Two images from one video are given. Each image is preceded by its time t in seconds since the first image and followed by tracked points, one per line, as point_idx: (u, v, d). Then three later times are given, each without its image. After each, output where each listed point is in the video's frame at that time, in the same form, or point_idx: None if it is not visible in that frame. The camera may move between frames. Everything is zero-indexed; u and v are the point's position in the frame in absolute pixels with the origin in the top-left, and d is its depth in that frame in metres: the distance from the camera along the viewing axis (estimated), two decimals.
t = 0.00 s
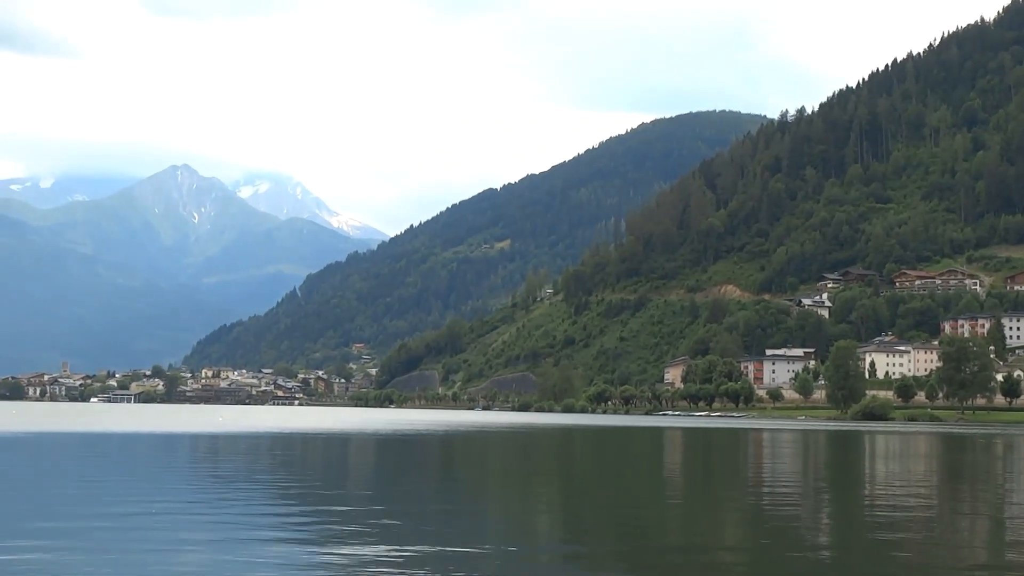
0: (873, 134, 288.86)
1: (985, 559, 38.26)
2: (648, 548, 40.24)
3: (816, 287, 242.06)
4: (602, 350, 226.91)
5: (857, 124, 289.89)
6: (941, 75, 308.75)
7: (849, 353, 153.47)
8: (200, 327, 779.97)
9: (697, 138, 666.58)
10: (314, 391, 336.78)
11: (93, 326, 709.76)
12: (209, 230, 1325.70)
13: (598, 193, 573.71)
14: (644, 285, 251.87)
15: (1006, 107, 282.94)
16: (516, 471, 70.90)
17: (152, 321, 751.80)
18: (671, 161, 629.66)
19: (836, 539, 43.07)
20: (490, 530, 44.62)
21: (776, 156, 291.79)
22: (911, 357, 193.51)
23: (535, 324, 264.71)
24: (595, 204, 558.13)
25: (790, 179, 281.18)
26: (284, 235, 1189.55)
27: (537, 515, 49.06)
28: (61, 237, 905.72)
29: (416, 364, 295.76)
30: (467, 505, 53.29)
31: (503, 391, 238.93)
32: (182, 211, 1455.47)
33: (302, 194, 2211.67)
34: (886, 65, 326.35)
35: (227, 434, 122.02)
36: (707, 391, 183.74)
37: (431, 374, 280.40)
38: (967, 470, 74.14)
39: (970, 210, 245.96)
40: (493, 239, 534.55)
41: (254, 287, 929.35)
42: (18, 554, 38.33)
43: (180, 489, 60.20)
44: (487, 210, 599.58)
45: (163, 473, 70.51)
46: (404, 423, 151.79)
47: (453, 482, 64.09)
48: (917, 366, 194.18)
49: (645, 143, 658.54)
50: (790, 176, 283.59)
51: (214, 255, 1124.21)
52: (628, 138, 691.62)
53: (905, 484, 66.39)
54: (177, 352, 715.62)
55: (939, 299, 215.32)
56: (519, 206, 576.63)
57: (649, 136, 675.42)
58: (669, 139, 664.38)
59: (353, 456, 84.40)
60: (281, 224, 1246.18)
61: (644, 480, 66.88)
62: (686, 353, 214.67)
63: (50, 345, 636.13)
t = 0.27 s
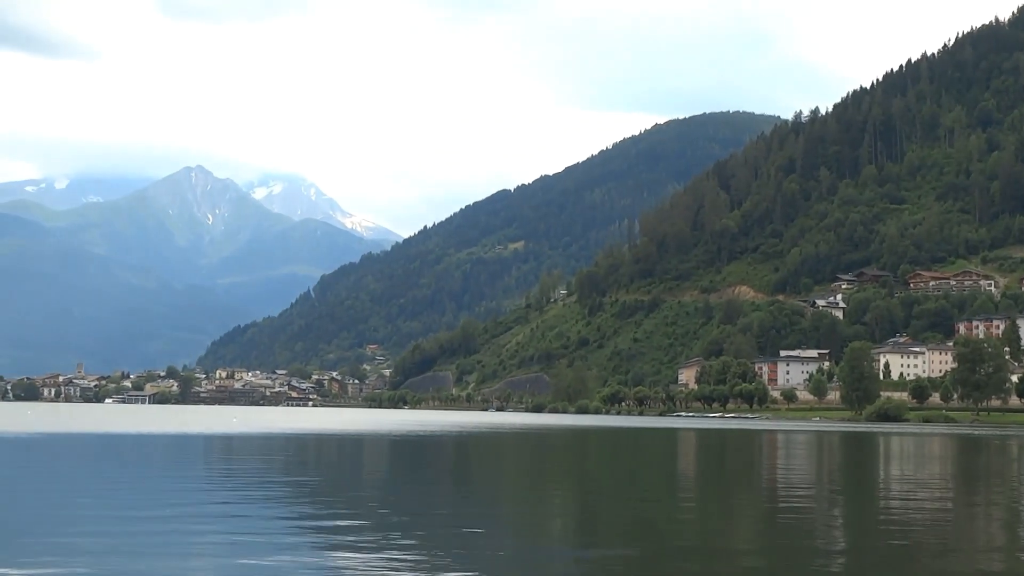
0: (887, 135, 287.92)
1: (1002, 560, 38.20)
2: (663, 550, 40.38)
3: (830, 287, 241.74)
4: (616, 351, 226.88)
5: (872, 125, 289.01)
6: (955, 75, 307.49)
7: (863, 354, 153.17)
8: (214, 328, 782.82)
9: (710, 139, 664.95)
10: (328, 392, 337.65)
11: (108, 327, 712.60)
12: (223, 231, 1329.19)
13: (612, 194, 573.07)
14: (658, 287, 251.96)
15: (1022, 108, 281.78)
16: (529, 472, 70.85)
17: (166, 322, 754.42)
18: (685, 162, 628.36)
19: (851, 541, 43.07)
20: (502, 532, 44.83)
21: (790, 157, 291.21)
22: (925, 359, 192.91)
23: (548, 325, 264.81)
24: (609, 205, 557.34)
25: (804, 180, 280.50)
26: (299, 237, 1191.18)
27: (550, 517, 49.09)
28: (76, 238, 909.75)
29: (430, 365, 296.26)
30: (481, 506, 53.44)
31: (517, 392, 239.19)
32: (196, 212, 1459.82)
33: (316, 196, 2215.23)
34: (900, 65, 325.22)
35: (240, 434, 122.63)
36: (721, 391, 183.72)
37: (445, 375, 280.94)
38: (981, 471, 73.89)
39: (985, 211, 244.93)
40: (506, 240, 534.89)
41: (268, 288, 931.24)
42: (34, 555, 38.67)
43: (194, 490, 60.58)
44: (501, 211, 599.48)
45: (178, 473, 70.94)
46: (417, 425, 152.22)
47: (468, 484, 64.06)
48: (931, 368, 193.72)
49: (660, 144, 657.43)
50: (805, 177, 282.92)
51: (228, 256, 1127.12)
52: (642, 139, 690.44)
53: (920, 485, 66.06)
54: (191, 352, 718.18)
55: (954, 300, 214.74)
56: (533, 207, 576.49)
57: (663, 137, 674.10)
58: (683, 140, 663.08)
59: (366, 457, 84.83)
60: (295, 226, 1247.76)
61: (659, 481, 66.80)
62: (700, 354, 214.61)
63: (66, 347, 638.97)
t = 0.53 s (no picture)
0: (902, 135, 286.90)
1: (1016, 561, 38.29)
2: (676, 550, 40.54)
3: (845, 288, 241.28)
4: (630, 352, 226.84)
5: (886, 125, 288.09)
6: (971, 75, 306.21)
7: (878, 355, 152.90)
8: (229, 330, 785.36)
9: (724, 139, 663.53)
10: (343, 394, 338.48)
11: (123, 329, 715.56)
12: (238, 232, 1332.64)
13: (626, 194, 572.44)
14: (672, 287, 251.84)
15: None
16: (543, 474, 70.68)
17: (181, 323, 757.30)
18: (699, 163, 627.11)
19: (866, 541, 43.18)
20: (515, 533, 44.99)
21: (804, 158, 290.64)
22: (941, 360, 192.33)
23: (563, 326, 264.88)
24: (623, 205, 556.61)
25: (819, 180, 279.86)
26: (313, 238, 1193.12)
27: (564, 518, 49.24)
28: (91, 239, 914.00)
29: (445, 366, 296.78)
30: (494, 507, 53.55)
31: (531, 393, 239.42)
32: (211, 214, 1464.00)
33: (330, 197, 2219.52)
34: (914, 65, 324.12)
35: (254, 435, 123.07)
36: (736, 392, 183.58)
37: (459, 377, 281.37)
38: (997, 472, 73.60)
39: (1000, 211, 243.60)
40: (520, 241, 534.90)
41: (283, 290, 933.37)
42: (50, 556, 38.93)
43: (210, 491, 60.97)
44: (515, 212, 599.52)
45: (194, 474, 71.25)
46: (432, 426, 152.52)
47: (481, 486, 64.06)
48: (947, 369, 192.97)
49: (674, 145, 656.41)
50: (819, 177, 282.27)
51: (243, 257, 1130.11)
52: (656, 139, 689.55)
53: (935, 487, 65.83)
54: (206, 354, 720.70)
55: (969, 301, 213.96)
56: (547, 209, 576.44)
57: (677, 137, 673.06)
58: (698, 140, 661.80)
59: (381, 458, 85.15)
60: (309, 227, 1249.77)
61: (673, 482, 66.74)
62: (714, 355, 214.49)
63: (82, 351, 641.95)
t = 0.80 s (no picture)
0: (914, 135, 285.84)
1: None
2: (688, 552, 40.46)
3: (856, 289, 240.89)
4: (641, 353, 226.72)
5: (898, 125, 287.15)
6: (983, 75, 304.90)
7: (890, 356, 152.51)
8: (240, 331, 787.27)
9: (736, 140, 661.56)
10: (354, 395, 338.95)
11: (135, 330, 717.85)
12: (250, 233, 1334.99)
13: (637, 195, 571.68)
14: (684, 288, 251.67)
15: None
16: (554, 475, 70.78)
17: (193, 323, 759.45)
18: (710, 163, 625.87)
19: (877, 543, 43.00)
20: (527, 534, 44.90)
21: (816, 158, 290.04)
22: (953, 361, 191.55)
23: (574, 326, 264.87)
24: (635, 206, 555.39)
25: (830, 181, 279.25)
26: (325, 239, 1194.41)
27: (575, 519, 49.13)
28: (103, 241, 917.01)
29: (456, 367, 297.06)
30: (504, 508, 53.45)
31: (542, 394, 239.52)
32: (223, 215, 1467.16)
33: (342, 198, 2221.70)
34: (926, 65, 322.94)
35: (265, 436, 123.42)
36: (747, 393, 183.41)
37: (470, 377, 281.63)
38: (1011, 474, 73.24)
39: (1012, 210, 241.20)
40: (532, 243, 534.83)
41: (295, 291, 934.55)
42: (61, 558, 39.29)
43: (221, 492, 61.19)
44: (526, 213, 599.37)
45: (206, 475, 71.57)
46: (443, 427, 152.76)
47: (492, 487, 64.03)
48: (959, 370, 191.75)
49: (685, 145, 655.20)
50: (831, 178, 281.69)
51: (255, 258, 1132.02)
52: (667, 140, 688.47)
53: (948, 488, 65.47)
54: (218, 355, 722.51)
55: (981, 302, 213.10)
56: (558, 210, 576.19)
57: (688, 137, 671.82)
58: (709, 140, 660.34)
59: (392, 459, 85.34)
60: (321, 227, 1251.20)
61: (684, 484, 66.58)
62: (725, 356, 214.33)
63: (94, 352, 644.15)
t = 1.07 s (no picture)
0: (927, 136, 284.73)
1: None
2: (701, 555, 40.30)
3: (869, 290, 240.42)
4: (654, 354, 226.47)
5: (910, 126, 286.22)
6: (996, 75, 303.62)
7: (903, 356, 152.21)
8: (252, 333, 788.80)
9: (748, 141, 660.07)
10: (366, 396, 339.26)
11: (147, 332, 719.86)
12: (262, 235, 1337.49)
13: (649, 195, 570.85)
14: (696, 289, 251.46)
15: None
16: (567, 476, 71.07)
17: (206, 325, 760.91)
18: (722, 164, 624.67)
19: (890, 545, 42.70)
20: (539, 536, 44.90)
21: (828, 159, 289.43)
22: (966, 361, 190.98)
23: (586, 327, 264.78)
24: (647, 207, 554.36)
25: (843, 182, 278.59)
26: (337, 240, 1195.96)
27: (588, 521, 49.04)
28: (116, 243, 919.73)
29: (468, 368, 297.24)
30: (517, 509, 53.37)
31: (555, 395, 239.51)
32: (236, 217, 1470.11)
33: (354, 200, 2223.52)
34: (939, 65, 321.64)
35: (277, 438, 123.69)
36: (760, 394, 183.17)
37: (483, 379, 281.83)
38: None
39: None
40: (544, 244, 534.67)
41: (307, 293, 935.65)
42: (79, 558, 39.62)
43: (234, 493, 61.49)
44: (538, 214, 599.21)
45: (219, 477, 71.82)
46: (454, 428, 152.93)
47: (505, 488, 63.90)
48: (972, 370, 191.15)
49: (697, 146, 654.01)
50: (843, 178, 281.07)
51: (267, 260, 1134.09)
52: (679, 141, 687.46)
53: (962, 489, 65.12)
54: (231, 357, 724.01)
55: (994, 302, 212.42)
56: (570, 211, 575.87)
57: (700, 138, 670.59)
58: (721, 142, 659.07)
59: (404, 460, 85.39)
60: (333, 229, 1252.77)
61: (697, 485, 66.27)
62: (738, 356, 214.10)
63: (107, 354, 646.13)
